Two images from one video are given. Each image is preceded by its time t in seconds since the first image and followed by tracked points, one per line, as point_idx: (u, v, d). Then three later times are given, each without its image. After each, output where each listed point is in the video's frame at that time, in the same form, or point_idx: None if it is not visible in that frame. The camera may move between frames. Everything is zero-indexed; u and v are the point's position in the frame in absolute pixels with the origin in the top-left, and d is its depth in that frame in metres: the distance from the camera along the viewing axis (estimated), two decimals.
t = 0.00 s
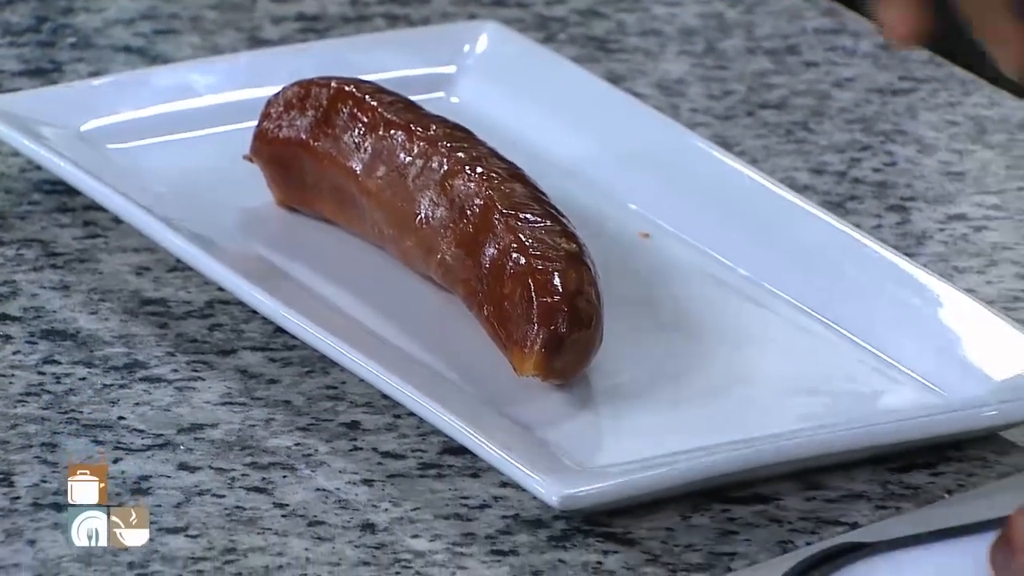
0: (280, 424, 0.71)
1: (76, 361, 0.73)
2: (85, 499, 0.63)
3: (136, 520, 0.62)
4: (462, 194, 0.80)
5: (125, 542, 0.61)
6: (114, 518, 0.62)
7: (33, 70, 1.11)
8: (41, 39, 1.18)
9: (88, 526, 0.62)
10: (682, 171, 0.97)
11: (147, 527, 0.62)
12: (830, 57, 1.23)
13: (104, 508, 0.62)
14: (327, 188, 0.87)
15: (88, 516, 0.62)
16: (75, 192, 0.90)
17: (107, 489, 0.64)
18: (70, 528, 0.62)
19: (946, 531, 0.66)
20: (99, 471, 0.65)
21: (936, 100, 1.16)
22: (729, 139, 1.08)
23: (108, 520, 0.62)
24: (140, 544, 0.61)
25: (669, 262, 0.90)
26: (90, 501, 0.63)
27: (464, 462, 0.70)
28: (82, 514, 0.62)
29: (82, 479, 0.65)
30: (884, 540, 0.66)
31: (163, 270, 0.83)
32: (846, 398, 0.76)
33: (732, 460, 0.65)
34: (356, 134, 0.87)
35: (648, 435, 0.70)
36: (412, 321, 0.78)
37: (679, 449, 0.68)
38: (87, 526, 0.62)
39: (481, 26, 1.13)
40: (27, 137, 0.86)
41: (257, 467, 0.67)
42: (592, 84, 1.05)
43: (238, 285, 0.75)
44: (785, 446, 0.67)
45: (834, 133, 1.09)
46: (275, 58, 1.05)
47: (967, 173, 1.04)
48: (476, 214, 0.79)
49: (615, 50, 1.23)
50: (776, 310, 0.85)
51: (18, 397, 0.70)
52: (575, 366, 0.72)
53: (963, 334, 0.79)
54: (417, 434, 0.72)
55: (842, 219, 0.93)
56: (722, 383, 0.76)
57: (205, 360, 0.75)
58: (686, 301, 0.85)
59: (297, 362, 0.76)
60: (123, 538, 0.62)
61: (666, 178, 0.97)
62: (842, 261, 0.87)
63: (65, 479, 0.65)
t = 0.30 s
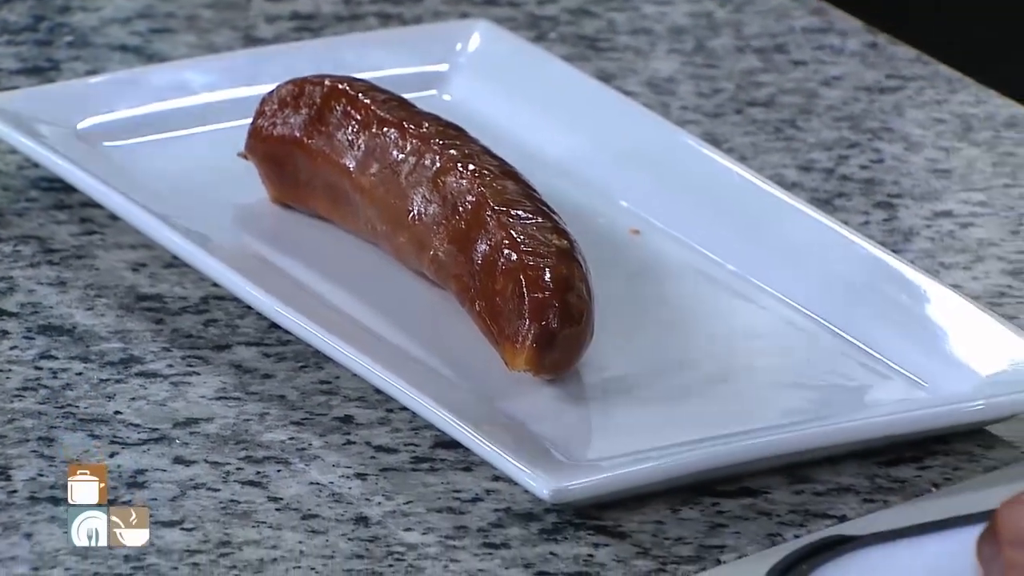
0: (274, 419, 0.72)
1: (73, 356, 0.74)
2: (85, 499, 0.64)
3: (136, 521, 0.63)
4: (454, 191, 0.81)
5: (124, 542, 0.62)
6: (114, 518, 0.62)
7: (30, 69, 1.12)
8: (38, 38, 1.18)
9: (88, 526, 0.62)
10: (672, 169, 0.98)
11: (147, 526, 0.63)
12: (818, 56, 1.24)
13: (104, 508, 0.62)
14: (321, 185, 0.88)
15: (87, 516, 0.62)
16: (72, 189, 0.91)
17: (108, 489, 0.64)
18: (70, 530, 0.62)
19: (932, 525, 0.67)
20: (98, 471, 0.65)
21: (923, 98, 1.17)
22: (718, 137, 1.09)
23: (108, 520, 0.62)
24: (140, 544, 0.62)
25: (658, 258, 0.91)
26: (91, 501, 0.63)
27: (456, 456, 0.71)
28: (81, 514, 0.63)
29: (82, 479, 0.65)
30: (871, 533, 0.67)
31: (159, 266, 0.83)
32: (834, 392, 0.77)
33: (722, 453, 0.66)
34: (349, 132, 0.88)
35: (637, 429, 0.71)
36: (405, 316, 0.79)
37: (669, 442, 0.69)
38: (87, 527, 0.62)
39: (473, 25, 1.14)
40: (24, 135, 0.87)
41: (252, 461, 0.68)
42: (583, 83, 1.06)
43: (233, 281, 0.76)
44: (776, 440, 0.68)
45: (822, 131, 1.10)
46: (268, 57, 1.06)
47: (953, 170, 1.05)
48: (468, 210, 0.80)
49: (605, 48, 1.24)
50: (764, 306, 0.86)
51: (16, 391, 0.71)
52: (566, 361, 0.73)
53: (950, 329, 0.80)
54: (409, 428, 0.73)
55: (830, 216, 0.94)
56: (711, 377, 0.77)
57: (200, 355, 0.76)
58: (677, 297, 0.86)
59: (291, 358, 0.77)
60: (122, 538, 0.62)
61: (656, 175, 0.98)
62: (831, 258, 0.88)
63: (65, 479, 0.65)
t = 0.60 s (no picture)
0: (268, 414, 0.72)
1: (69, 351, 0.75)
2: (85, 499, 0.64)
3: (136, 520, 0.63)
4: (446, 188, 0.82)
5: (124, 542, 0.62)
6: (114, 519, 0.63)
7: (27, 68, 1.13)
8: (34, 37, 1.19)
9: (88, 526, 0.63)
10: (662, 165, 0.99)
11: (147, 526, 0.63)
12: (806, 54, 1.25)
13: (104, 508, 0.63)
14: (314, 182, 0.89)
15: (87, 516, 0.63)
16: (69, 186, 0.92)
17: (108, 490, 0.65)
18: (71, 529, 0.63)
19: (918, 518, 0.68)
20: (99, 471, 0.66)
21: (910, 95, 1.18)
22: (707, 134, 1.10)
23: (108, 520, 0.62)
24: (140, 544, 0.62)
25: (648, 255, 0.92)
26: (91, 501, 0.64)
27: (449, 451, 0.72)
28: (82, 514, 0.63)
29: (82, 479, 0.65)
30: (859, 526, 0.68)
31: (155, 262, 0.84)
32: (822, 387, 0.78)
33: (711, 448, 0.67)
34: (343, 130, 0.88)
35: (628, 423, 0.72)
36: (398, 312, 0.80)
37: (659, 436, 0.70)
38: (86, 527, 0.63)
39: (465, 23, 1.15)
40: (21, 134, 0.88)
41: (246, 455, 0.69)
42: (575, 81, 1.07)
43: (228, 278, 0.76)
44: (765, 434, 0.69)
45: (810, 128, 1.12)
46: (262, 55, 1.07)
47: (939, 167, 1.07)
48: (460, 207, 0.81)
49: (595, 47, 1.25)
50: (753, 302, 0.87)
51: (13, 386, 0.72)
52: (557, 357, 0.74)
53: (936, 324, 0.81)
54: (402, 422, 0.74)
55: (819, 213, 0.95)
56: (701, 372, 0.78)
57: (195, 350, 0.76)
58: (667, 293, 0.87)
59: (285, 353, 0.78)
60: (123, 538, 0.62)
61: (646, 173, 0.99)
62: (819, 253, 0.89)
63: (65, 479, 0.66)
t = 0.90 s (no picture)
0: (260, 409, 0.73)
1: (63, 347, 0.75)
2: (85, 499, 0.64)
3: (136, 520, 0.64)
4: (438, 184, 0.83)
5: (125, 542, 0.63)
6: (114, 518, 0.63)
7: (21, 66, 1.13)
8: (28, 35, 1.20)
9: (88, 526, 0.63)
10: (651, 162, 1.00)
11: (147, 526, 0.64)
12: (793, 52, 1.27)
13: (104, 508, 0.63)
14: (306, 178, 0.89)
15: (87, 516, 0.63)
16: (62, 183, 0.92)
17: (107, 488, 0.65)
18: (71, 528, 0.63)
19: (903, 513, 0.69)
20: (98, 471, 0.66)
21: (896, 93, 1.19)
22: (695, 131, 1.11)
23: (108, 520, 0.63)
24: (139, 543, 0.63)
25: (637, 250, 0.93)
26: (91, 501, 0.64)
27: (440, 445, 0.73)
28: (82, 514, 0.64)
29: (82, 479, 0.66)
30: (845, 520, 0.69)
31: (148, 258, 0.85)
32: (809, 381, 0.79)
33: (700, 442, 0.68)
34: (334, 127, 0.89)
35: (615, 418, 0.73)
36: (389, 308, 0.81)
37: (646, 431, 0.71)
38: (87, 527, 0.63)
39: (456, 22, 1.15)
40: (16, 132, 0.88)
41: (239, 450, 0.70)
42: (564, 79, 1.08)
43: (221, 275, 0.77)
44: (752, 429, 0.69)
45: (797, 125, 1.13)
46: (255, 53, 1.07)
47: (925, 164, 1.08)
48: (451, 204, 0.82)
49: (585, 45, 1.26)
50: (741, 298, 0.88)
51: (7, 381, 0.72)
52: (547, 352, 0.75)
53: (922, 319, 0.82)
54: (393, 417, 0.74)
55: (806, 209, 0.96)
56: (689, 367, 0.79)
57: (188, 346, 0.77)
58: (655, 289, 0.88)
59: (277, 348, 0.78)
60: (123, 537, 0.63)
61: (635, 169, 1.00)
62: (806, 250, 0.90)
63: (65, 479, 0.66)
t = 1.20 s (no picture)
0: (250, 402, 0.74)
1: (54, 341, 0.76)
2: (85, 499, 0.65)
3: (136, 521, 0.64)
4: (425, 180, 0.84)
5: (125, 542, 0.63)
6: (114, 519, 0.63)
7: (11, 63, 1.13)
8: (19, 32, 1.20)
9: (88, 526, 0.63)
10: (637, 159, 1.01)
11: (146, 527, 0.64)
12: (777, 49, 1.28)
13: (105, 508, 0.64)
14: (294, 174, 0.90)
15: (87, 516, 0.64)
16: (53, 179, 0.93)
17: (107, 488, 0.66)
18: (70, 527, 0.63)
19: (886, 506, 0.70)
20: (98, 471, 0.67)
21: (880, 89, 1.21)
22: (680, 128, 1.12)
23: (108, 520, 0.63)
24: (140, 544, 0.63)
25: (623, 245, 0.94)
26: (91, 501, 0.64)
27: (428, 439, 0.74)
28: (82, 514, 0.64)
29: (82, 479, 0.66)
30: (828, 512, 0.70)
31: (138, 254, 0.86)
32: (794, 375, 0.80)
33: (687, 434, 0.69)
34: (323, 123, 0.90)
35: (602, 411, 0.74)
36: (377, 303, 0.82)
37: (632, 424, 0.72)
38: (87, 526, 0.63)
39: (443, 19, 1.16)
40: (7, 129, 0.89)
41: (229, 443, 0.71)
42: (551, 76, 1.09)
43: (211, 270, 0.78)
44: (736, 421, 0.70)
45: (782, 122, 1.14)
46: (244, 51, 1.08)
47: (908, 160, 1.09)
48: (438, 199, 0.83)
49: (571, 42, 1.27)
50: (726, 292, 0.89)
51: None
52: (533, 346, 0.76)
53: (905, 313, 0.83)
54: (381, 411, 0.75)
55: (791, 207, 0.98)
56: (675, 361, 0.80)
57: (178, 340, 0.78)
58: (641, 283, 0.89)
59: (267, 343, 0.79)
60: (123, 538, 0.63)
61: (621, 165, 1.01)
62: (792, 246, 0.91)
63: (65, 479, 0.66)
